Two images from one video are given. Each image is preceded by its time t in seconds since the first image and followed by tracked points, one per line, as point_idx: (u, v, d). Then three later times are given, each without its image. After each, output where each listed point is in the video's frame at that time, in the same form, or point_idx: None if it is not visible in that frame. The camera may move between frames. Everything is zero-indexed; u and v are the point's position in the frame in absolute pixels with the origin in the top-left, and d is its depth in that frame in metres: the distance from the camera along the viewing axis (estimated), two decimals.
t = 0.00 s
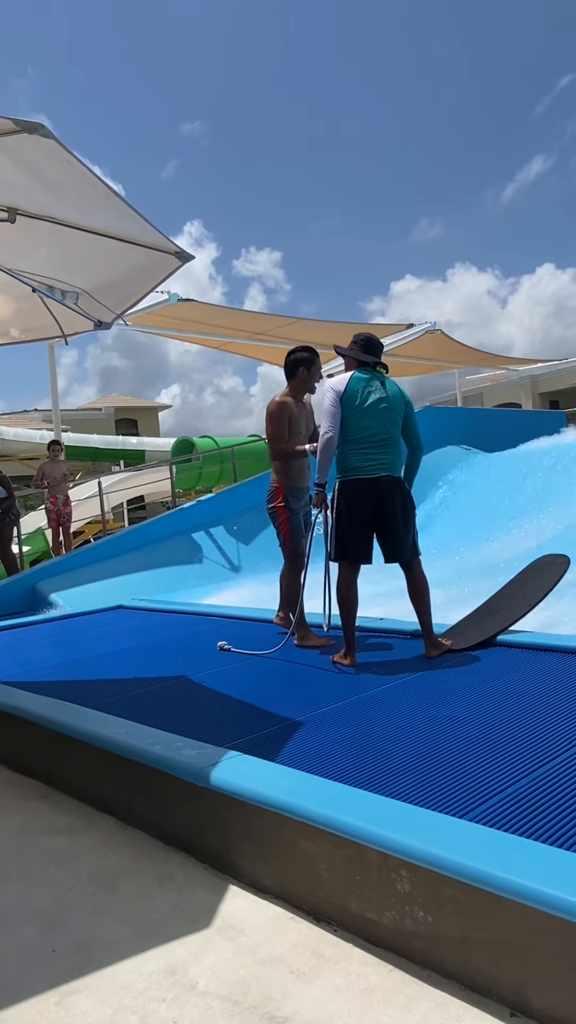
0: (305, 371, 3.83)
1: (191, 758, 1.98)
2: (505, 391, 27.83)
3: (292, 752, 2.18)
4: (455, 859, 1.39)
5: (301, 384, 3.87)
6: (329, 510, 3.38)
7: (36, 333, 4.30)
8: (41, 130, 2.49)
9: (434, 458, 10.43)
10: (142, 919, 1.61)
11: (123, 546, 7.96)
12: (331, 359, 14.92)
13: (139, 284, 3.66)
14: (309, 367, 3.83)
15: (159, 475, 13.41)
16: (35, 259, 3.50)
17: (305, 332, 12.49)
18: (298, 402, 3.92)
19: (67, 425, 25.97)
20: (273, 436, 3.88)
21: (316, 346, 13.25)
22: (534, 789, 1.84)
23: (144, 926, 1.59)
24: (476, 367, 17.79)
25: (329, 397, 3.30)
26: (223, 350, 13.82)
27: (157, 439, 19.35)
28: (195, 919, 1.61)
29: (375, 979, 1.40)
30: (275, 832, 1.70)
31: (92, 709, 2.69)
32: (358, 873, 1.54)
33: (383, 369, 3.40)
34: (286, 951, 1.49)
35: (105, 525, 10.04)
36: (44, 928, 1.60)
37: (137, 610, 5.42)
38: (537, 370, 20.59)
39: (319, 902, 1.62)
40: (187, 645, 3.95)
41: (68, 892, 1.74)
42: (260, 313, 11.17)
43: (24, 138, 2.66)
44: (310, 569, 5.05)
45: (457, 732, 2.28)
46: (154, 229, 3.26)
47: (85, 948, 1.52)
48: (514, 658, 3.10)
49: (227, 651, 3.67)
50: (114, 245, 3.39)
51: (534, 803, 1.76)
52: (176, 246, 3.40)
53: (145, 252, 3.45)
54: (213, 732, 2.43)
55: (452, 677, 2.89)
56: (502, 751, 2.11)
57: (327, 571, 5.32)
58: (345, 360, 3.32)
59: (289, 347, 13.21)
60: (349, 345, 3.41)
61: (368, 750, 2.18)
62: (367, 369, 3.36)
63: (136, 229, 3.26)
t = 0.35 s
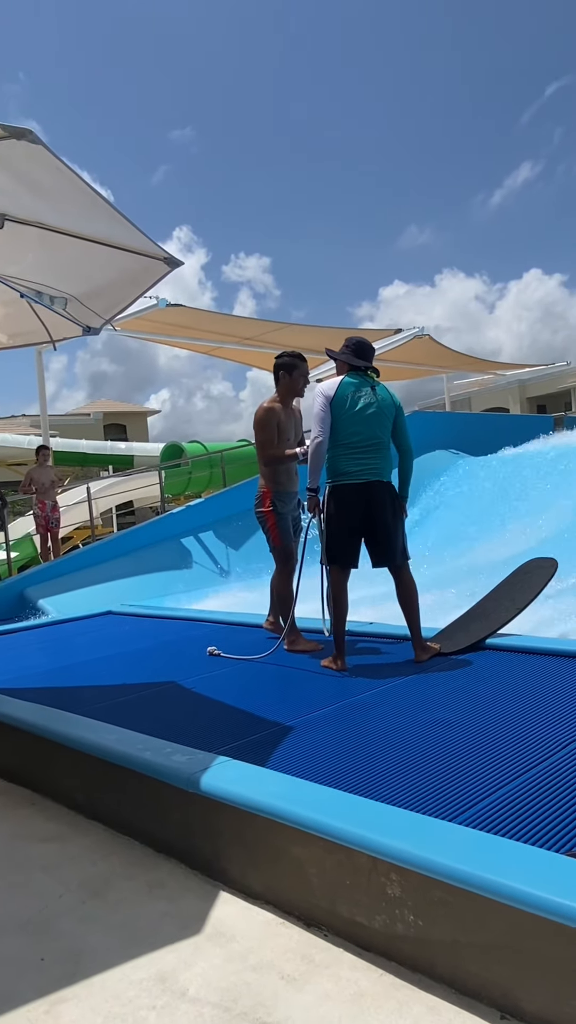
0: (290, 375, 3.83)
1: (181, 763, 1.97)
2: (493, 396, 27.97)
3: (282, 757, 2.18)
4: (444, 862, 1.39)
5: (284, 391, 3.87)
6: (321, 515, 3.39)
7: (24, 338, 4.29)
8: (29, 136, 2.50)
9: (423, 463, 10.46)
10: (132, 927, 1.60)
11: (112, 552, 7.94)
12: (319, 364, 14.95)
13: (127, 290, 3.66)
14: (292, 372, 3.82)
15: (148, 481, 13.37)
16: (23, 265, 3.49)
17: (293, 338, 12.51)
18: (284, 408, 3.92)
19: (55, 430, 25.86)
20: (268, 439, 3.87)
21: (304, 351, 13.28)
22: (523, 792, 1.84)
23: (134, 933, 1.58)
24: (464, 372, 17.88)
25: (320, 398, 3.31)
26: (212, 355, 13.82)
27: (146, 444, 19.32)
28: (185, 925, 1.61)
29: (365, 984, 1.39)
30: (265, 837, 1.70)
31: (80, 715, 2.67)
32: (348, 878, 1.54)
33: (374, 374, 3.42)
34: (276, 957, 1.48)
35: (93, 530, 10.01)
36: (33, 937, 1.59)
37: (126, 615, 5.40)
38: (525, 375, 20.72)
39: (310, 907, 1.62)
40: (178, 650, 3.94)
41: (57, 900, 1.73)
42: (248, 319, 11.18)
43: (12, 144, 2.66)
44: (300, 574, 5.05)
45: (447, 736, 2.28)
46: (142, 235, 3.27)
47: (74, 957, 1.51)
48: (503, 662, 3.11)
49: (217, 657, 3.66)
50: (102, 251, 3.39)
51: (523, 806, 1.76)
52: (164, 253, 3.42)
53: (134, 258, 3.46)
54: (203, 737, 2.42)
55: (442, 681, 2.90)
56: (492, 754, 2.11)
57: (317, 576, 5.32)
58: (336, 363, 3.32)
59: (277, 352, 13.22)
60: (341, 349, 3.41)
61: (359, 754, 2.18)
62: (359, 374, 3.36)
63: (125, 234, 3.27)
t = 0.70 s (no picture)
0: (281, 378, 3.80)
1: (175, 769, 1.97)
2: (484, 400, 28.08)
3: (275, 761, 2.17)
4: (438, 866, 1.39)
5: (278, 394, 3.86)
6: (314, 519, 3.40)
7: (15, 343, 4.28)
8: (21, 140, 2.49)
9: (415, 467, 10.49)
10: (125, 933, 1.59)
11: (104, 557, 7.92)
12: (311, 368, 14.98)
13: (119, 294, 3.66)
14: (282, 376, 3.81)
15: (140, 485, 13.34)
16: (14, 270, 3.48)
17: (285, 342, 12.53)
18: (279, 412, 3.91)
19: (47, 434, 25.79)
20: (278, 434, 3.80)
21: (297, 355, 13.32)
22: (518, 795, 1.84)
23: (128, 940, 1.57)
24: (455, 376, 17.94)
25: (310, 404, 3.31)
26: (204, 359, 13.83)
27: (139, 449, 19.30)
28: (179, 932, 1.60)
29: (360, 989, 1.39)
30: (260, 842, 1.70)
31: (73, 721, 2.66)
32: (343, 882, 1.54)
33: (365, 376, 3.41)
34: (271, 963, 1.48)
35: (86, 535, 9.98)
36: (26, 944, 1.58)
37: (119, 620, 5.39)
38: (516, 379, 20.83)
39: (304, 912, 1.62)
40: (171, 655, 3.93)
41: (50, 907, 1.72)
42: (241, 323, 11.19)
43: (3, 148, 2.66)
44: (293, 579, 5.05)
45: (441, 739, 2.29)
46: (134, 240, 3.28)
47: (68, 964, 1.50)
48: (496, 664, 3.12)
49: (210, 662, 3.66)
50: (94, 255, 3.39)
51: (517, 809, 1.76)
52: (157, 257, 3.42)
53: (125, 262, 3.46)
54: (196, 742, 2.41)
55: (436, 684, 2.90)
56: (486, 757, 2.11)
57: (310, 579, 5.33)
58: (328, 367, 3.32)
59: (269, 357, 13.24)
60: (332, 352, 3.42)
61: (353, 758, 2.17)
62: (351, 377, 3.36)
63: (117, 238, 3.28)
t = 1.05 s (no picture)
0: (274, 383, 3.83)
1: (169, 774, 1.96)
2: (478, 404, 28.16)
3: (271, 766, 2.17)
4: (434, 869, 1.39)
5: (273, 401, 3.89)
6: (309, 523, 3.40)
7: (9, 348, 4.28)
8: (14, 145, 2.50)
9: (409, 471, 10.51)
10: (121, 939, 1.59)
11: (98, 562, 7.90)
12: (306, 372, 14.99)
13: (113, 298, 3.67)
14: (275, 381, 3.84)
15: (135, 490, 13.33)
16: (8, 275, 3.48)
17: (279, 346, 12.56)
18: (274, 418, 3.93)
19: (42, 439, 25.77)
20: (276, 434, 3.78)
21: (291, 359, 13.34)
22: (513, 798, 1.84)
23: (123, 946, 1.57)
24: (449, 380, 18.00)
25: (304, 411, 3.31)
26: (198, 363, 13.84)
27: (133, 453, 19.28)
28: (174, 937, 1.59)
29: (356, 994, 1.39)
30: (255, 847, 1.69)
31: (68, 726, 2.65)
32: (338, 887, 1.54)
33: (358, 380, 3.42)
34: (267, 968, 1.47)
35: (80, 539, 9.96)
36: (21, 951, 1.57)
37: (113, 625, 5.37)
38: (510, 383, 20.90)
39: (300, 917, 1.61)
40: (165, 660, 3.92)
41: (44, 913, 1.71)
42: (235, 327, 11.20)
43: None
44: (288, 583, 5.05)
45: (436, 743, 2.29)
46: (129, 244, 3.28)
47: (62, 970, 1.50)
48: (490, 667, 3.12)
49: (205, 666, 3.65)
50: (88, 260, 3.39)
51: (513, 812, 1.76)
52: (151, 262, 3.43)
53: (120, 266, 3.47)
54: (191, 747, 2.41)
55: (431, 688, 2.90)
56: (482, 760, 2.11)
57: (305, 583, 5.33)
58: (321, 373, 3.33)
59: (263, 361, 13.25)
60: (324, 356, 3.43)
61: (349, 762, 2.17)
62: (345, 381, 3.37)
63: (111, 243, 3.29)
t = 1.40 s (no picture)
0: (265, 389, 3.83)
1: (166, 779, 1.96)
2: (474, 408, 28.23)
3: (268, 771, 2.16)
4: (431, 874, 1.39)
5: (264, 406, 3.88)
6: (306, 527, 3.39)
7: (5, 353, 4.28)
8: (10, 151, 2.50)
9: (405, 475, 10.52)
10: (118, 946, 1.58)
11: (94, 567, 7.89)
12: (302, 377, 15.01)
13: (110, 304, 3.67)
14: (265, 386, 3.84)
15: (131, 495, 13.32)
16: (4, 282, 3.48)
17: (275, 351, 12.58)
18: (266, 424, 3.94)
19: (38, 444, 25.76)
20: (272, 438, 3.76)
21: (287, 364, 13.36)
22: (510, 802, 1.84)
23: (120, 952, 1.56)
24: (445, 384, 18.04)
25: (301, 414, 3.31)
26: (194, 368, 13.85)
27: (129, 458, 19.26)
28: (171, 944, 1.59)
29: (354, 1000, 1.38)
30: (252, 852, 1.69)
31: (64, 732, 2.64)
32: (336, 892, 1.53)
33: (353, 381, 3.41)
34: (264, 974, 1.47)
35: (76, 544, 9.94)
36: (17, 958, 1.57)
37: (109, 630, 5.36)
38: (505, 387, 20.95)
39: (297, 923, 1.61)
40: (162, 665, 3.91)
41: (41, 920, 1.71)
42: (231, 332, 11.22)
43: None
44: (285, 588, 5.05)
45: (433, 747, 2.28)
46: (125, 251, 3.30)
47: (59, 978, 1.49)
48: (486, 671, 3.12)
49: (202, 671, 3.64)
50: (84, 266, 3.40)
51: (511, 816, 1.76)
52: (147, 268, 3.44)
53: (116, 272, 3.48)
54: (188, 753, 2.40)
55: (428, 692, 2.90)
56: (479, 765, 2.11)
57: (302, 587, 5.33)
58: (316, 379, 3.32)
59: (260, 366, 13.26)
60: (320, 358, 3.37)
61: (346, 767, 2.17)
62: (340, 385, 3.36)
63: (107, 249, 3.30)
